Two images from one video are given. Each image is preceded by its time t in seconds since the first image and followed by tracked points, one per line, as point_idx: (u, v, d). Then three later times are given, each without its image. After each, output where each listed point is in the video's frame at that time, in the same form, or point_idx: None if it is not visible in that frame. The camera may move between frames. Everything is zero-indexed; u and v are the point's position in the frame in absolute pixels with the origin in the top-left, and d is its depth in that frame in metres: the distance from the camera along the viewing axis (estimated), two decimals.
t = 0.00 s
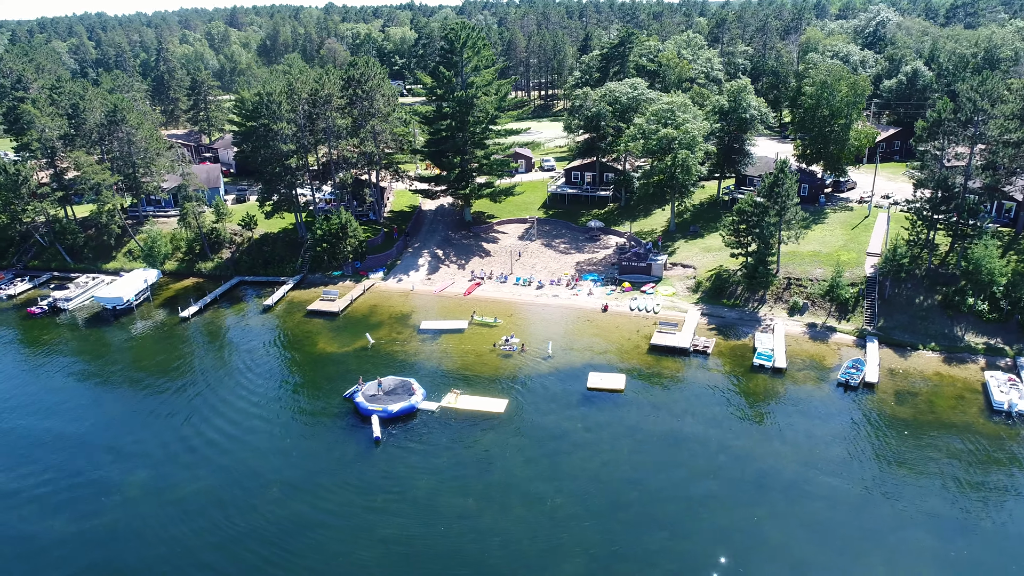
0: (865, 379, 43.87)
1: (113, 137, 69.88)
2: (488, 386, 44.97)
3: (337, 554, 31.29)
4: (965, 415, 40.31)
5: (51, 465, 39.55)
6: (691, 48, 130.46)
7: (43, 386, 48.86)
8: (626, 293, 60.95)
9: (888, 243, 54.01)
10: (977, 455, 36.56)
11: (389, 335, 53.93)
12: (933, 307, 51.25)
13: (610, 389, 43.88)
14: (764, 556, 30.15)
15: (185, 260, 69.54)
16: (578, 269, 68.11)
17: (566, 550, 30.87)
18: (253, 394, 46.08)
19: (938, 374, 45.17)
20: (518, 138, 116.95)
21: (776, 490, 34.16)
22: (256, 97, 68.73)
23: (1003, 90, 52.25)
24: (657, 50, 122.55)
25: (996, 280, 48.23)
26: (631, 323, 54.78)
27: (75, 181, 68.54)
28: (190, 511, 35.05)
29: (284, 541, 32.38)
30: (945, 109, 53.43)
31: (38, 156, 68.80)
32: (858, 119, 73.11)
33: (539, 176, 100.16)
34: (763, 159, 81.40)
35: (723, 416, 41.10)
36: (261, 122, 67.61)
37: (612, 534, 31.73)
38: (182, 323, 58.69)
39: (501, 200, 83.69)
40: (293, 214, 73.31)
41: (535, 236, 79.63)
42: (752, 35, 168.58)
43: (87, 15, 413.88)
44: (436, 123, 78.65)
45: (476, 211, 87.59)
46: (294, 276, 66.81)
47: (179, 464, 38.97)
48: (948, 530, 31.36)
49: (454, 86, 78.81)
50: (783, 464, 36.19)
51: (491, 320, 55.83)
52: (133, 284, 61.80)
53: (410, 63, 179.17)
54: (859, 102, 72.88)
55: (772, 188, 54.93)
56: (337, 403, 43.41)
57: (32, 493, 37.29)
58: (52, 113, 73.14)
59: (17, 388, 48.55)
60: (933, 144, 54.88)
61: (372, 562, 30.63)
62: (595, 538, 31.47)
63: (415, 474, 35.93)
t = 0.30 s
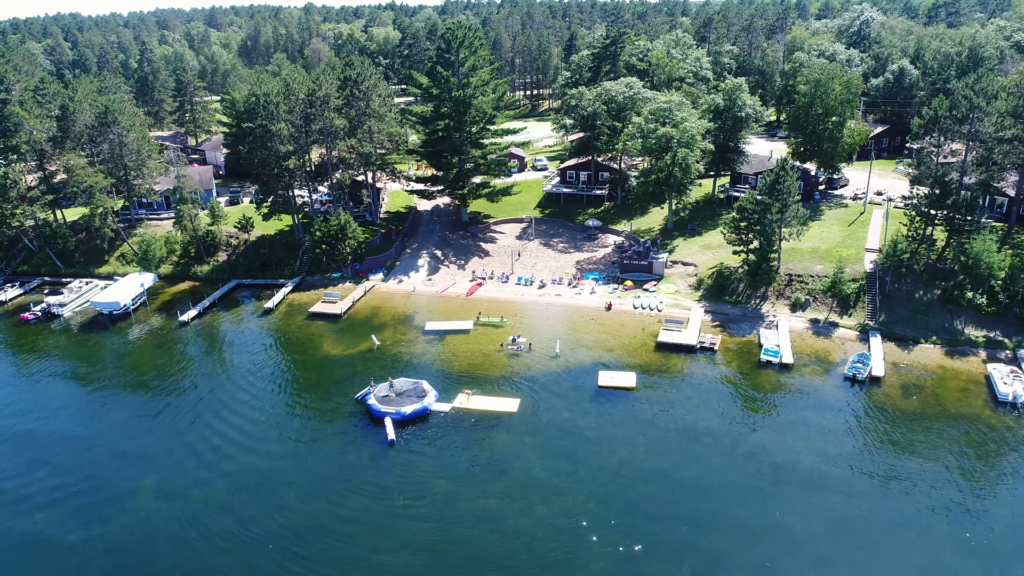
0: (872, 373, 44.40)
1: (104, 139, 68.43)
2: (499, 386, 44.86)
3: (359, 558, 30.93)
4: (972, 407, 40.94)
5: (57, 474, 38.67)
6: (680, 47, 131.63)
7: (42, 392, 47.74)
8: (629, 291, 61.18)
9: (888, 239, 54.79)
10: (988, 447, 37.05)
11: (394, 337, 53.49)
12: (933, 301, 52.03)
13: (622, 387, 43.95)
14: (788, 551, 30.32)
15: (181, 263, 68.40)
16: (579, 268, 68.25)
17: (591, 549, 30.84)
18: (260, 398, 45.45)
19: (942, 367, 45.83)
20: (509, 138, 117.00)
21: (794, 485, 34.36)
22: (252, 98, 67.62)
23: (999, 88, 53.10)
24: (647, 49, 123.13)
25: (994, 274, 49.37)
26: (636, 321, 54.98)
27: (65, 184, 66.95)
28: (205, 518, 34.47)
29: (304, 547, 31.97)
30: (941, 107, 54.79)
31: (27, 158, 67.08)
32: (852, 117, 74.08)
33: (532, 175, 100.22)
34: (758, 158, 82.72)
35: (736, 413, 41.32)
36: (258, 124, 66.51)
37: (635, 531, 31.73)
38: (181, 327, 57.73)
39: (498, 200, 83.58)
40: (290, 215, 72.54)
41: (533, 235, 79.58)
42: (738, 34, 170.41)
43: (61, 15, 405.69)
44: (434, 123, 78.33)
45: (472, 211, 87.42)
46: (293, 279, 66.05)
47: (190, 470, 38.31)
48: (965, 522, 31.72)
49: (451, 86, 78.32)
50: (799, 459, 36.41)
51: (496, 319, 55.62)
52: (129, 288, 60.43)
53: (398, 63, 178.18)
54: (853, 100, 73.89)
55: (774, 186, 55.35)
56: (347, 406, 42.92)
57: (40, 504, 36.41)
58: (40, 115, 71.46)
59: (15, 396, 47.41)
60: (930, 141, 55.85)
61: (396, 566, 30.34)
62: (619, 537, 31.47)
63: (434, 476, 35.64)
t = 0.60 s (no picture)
0: (876, 366, 45.07)
1: (94, 141, 66.94)
2: (508, 386, 44.72)
3: (383, 562, 30.70)
4: (975, 398, 41.74)
5: (65, 485, 37.86)
6: (667, 46, 132.53)
7: (40, 400, 46.62)
8: (630, 289, 61.41)
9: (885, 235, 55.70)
10: (993, 438, 37.82)
11: (398, 338, 53.12)
12: (930, 295, 53.00)
13: (632, 385, 44.04)
14: (812, 543, 30.59)
15: (175, 267, 67.10)
16: (578, 266, 68.37)
17: (616, 547, 30.91)
18: (266, 403, 44.82)
19: (943, 360, 46.65)
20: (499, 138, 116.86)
21: (810, 478, 34.73)
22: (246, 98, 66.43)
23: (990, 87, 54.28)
24: (635, 49, 123.85)
25: (990, 268, 50.39)
26: (640, 319, 55.18)
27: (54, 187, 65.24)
28: (223, 526, 33.98)
29: (327, 551, 31.63)
30: (935, 104, 55.82)
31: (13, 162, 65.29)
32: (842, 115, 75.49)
33: (524, 174, 100.20)
34: (751, 155, 83.50)
35: (746, 408, 41.68)
36: (252, 124, 65.42)
37: (658, 528, 31.85)
38: (179, 332, 56.67)
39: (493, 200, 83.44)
40: (285, 217, 71.69)
41: (529, 235, 79.58)
42: (722, 34, 172.16)
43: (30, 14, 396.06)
44: (429, 123, 77.84)
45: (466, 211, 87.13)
46: (290, 281, 65.23)
47: (201, 478, 37.64)
48: (980, 511, 32.27)
49: (446, 86, 77.87)
50: (813, 452, 36.78)
51: (500, 319, 55.45)
52: (124, 293, 59.12)
53: (383, 62, 176.89)
54: (844, 98, 75.16)
55: (774, 183, 55.87)
56: (357, 408, 42.49)
57: (48, 516, 35.50)
58: (25, 117, 69.60)
59: (12, 405, 46.18)
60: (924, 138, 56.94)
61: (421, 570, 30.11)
62: (643, 533, 31.60)
63: (452, 477, 35.46)
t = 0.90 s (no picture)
0: (876, 359, 45.83)
1: (80, 144, 65.47)
2: (516, 385, 44.66)
3: (406, 565, 30.39)
4: (975, 390, 42.61)
5: (68, 495, 36.86)
6: (652, 46, 133.61)
7: (35, 409, 45.35)
8: (628, 287, 61.72)
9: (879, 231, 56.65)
10: (995, 428, 38.62)
11: (400, 340, 52.72)
12: (924, 290, 54.05)
13: (639, 382, 44.25)
14: (830, 535, 30.94)
15: (166, 270, 65.87)
16: (574, 265, 68.53)
17: (638, 544, 30.98)
18: (271, 408, 44.17)
19: (940, 352, 47.55)
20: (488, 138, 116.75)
21: (823, 472, 35.13)
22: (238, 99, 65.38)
23: (978, 84, 55.52)
24: (620, 48, 124.52)
25: (982, 262, 51.54)
26: (640, 317, 55.45)
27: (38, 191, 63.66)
28: (238, 532, 33.37)
29: (347, 555, 31.25)
30: (925, 102, 56.89)
31: None
32: (831, 113, 76.82)
33: (514, 174, 100.18)
34: (741, 153, 84.36)
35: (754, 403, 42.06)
36: (246, 126, 64.55)
37: (679, 524, 32.00)
38: (174, 336, 55.59)
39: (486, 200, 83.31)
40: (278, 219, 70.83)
41: (523, 234, 79.61)
42: (704, 34, 174.01)
43: None
44: (422, 123, 77.36)
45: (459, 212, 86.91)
46: (285, 283, 64.38)
47: (210, 484, 36.96)
48: (991, 501, 32.89)
49: (439, 86, 77.44)
50: (823, 446, 37.20)
51: (502, 319, 55.27)
52: (117, 298, 57.83)
53: (366, 63, 175.64)
54: (832, 96, 76.45)
55: (771, 181, 56.50)
56: (366, 411, 42.10)
57: (54, 527, 34.57)
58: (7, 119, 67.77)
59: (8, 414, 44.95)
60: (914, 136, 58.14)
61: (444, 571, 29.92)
62: (664, 529, 31.73)
63: (468, 478, 35.29)
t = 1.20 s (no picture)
0: (874, 352, 46.70)
1: (65, 147, 63.87)
2: (523, 384, 44.69)
3: (429, 568, 30.29)
4: (972, 380, 43.67)
5: (76, 511, 36.22)
6: (636, 46, 134.81)
7: (31, 422, 44.28)
8: (626, 285, 62.09)
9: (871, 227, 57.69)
10: (996, 420, 39.46)
11: (402, 341, 52.41)
12: (916, 284, 55.21)
13: (645, 379, 44.54)
14: (847, 527, 31.43)
15: (157, 275, 64.60)
16: (570, 264, 68.76)
17: (660, 541, 31.22)
18: (277, 414, 43.70)
19: (936, 344, 48.64)
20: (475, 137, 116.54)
21: (833, 466, 35.65)
22: (230, 100, 64.45)
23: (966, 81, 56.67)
24: (606, 48, 125.16)
25: (973, 256, 52.81)
26: (640, 315, 55.85)
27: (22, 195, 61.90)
28: (254, 542, 33.09)
29: (368, 561, 30.99)
30: (914, 100, 58.10)
31: None
32: (818, 111, 78.21)
33: (504, 173, 100.14)
34: (730, 151, 85.47)
35: (759, 398, 42.61)
36: (240, 128, 63.85)
37: (698, 520, 32.26)
38: (170, 342, 54.60)
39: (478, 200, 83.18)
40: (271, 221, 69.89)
41: (516, 234, 79.69)
42: (685, 33, 175.98)
43: None
44: (414, 123, 76.93)
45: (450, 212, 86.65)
46: (280, 286, 63.57)
47: (223, 493, 36.50)
48: (998, 490, 33.66)
49: (431, 86, 77.03)
50: (831, 440, 37.77)
51: (503, 319, 55.28)
52: (109, 304, 56.67)
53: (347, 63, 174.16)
54: (819, 95, 77.82)
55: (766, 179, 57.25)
56: (375, 414, 41.86)
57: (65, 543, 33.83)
58: None
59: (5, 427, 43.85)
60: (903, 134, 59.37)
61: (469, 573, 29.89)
62: (684, 524, 32.02)
63: (485, 479, 35.18)
